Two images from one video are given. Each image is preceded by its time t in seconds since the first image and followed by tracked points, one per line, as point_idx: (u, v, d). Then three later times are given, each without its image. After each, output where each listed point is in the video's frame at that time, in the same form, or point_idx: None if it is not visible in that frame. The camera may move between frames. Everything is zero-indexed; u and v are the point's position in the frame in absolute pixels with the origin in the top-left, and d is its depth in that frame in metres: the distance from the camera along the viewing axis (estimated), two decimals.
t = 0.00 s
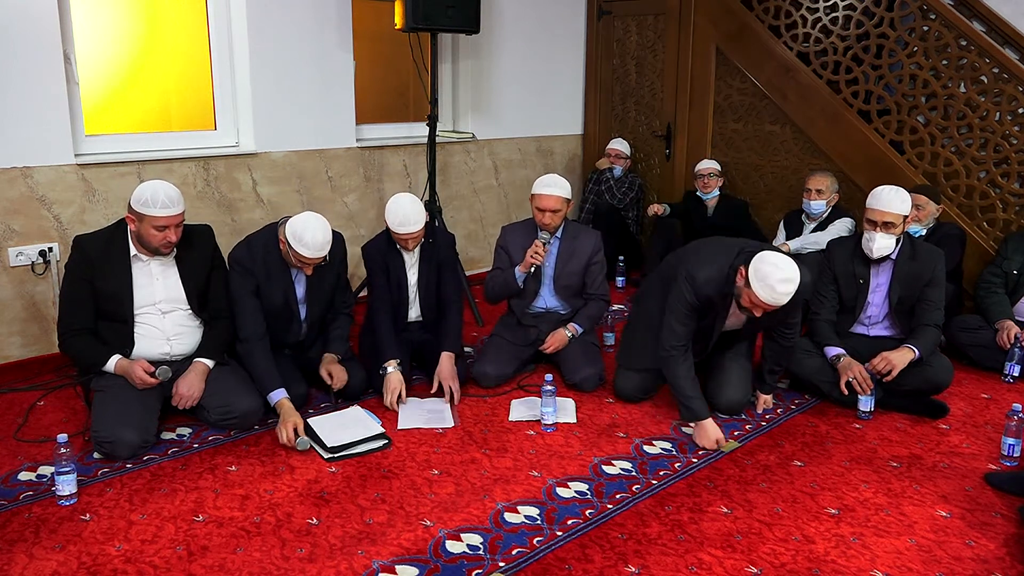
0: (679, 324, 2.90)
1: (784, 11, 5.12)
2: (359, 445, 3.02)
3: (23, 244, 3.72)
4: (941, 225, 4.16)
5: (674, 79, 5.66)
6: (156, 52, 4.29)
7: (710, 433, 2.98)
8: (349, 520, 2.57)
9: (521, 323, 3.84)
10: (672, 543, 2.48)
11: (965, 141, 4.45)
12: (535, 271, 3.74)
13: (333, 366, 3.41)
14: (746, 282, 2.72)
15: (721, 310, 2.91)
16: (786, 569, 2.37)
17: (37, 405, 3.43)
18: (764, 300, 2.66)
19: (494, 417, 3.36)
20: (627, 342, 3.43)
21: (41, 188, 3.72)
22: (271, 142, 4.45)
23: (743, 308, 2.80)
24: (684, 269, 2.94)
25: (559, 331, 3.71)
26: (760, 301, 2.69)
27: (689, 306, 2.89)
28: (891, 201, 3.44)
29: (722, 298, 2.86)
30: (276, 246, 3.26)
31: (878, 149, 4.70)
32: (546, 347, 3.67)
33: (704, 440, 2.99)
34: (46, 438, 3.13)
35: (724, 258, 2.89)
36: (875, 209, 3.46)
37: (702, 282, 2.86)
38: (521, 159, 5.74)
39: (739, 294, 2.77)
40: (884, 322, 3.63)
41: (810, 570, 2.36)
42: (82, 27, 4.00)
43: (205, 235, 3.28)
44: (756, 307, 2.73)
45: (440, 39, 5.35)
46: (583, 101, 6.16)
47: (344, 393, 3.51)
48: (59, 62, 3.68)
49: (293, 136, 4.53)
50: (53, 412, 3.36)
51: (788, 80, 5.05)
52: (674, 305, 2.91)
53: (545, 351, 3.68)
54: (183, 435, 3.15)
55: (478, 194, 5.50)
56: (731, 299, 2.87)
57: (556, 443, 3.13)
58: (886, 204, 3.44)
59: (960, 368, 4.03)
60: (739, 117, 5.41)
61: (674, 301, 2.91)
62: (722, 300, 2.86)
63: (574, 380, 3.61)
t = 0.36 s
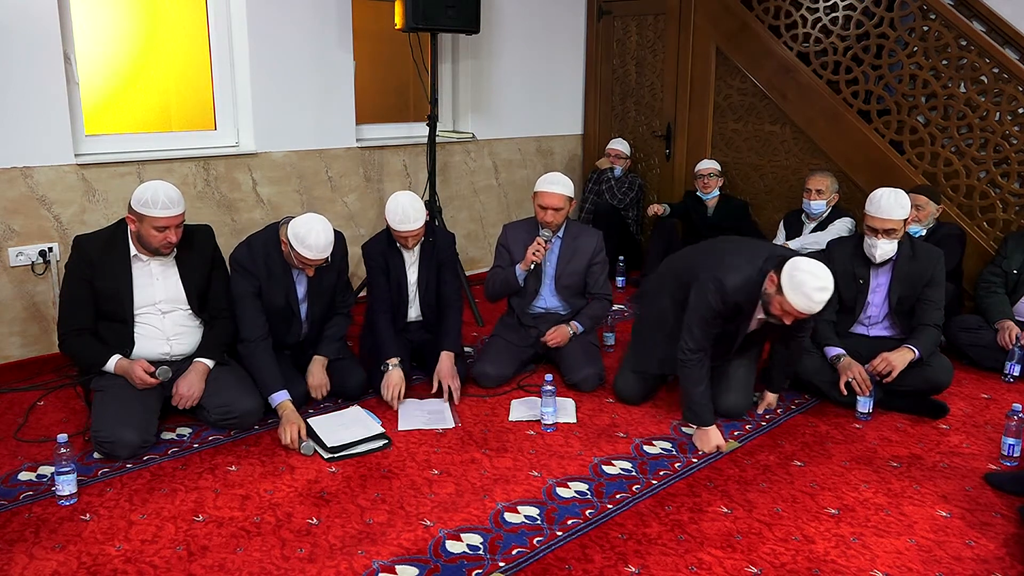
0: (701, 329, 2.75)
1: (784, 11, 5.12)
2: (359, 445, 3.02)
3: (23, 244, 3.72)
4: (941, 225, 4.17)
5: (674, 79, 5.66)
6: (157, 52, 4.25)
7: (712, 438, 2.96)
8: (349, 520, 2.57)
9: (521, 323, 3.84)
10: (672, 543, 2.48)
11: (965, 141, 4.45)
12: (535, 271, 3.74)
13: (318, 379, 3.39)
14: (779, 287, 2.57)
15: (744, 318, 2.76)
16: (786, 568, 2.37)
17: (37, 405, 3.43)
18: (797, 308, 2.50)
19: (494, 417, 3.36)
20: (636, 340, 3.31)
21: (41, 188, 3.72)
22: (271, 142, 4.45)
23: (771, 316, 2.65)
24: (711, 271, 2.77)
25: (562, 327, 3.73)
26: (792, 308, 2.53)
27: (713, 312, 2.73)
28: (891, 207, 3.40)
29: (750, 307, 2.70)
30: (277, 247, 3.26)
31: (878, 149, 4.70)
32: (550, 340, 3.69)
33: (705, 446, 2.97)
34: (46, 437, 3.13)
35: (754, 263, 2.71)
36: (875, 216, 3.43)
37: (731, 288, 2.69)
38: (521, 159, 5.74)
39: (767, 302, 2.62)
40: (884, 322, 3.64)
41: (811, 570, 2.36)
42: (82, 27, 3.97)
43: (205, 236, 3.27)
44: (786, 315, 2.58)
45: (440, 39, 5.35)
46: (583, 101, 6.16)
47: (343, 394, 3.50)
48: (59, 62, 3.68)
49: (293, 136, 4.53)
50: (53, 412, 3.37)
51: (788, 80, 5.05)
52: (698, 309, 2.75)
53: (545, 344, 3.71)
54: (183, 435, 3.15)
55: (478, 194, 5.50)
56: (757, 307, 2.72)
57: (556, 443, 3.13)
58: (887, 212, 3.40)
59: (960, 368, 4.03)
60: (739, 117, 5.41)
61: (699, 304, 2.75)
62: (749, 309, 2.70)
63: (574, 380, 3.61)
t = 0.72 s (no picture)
0: (732, 332, 2.74)
1: (784, 11, 5.12)
2: (360, 445, 3.02)
3: (23, 244, 3.72)
4: (941, 225, 4.17)
5: (674, 79, 5.66)
6: (156, 52, 4.25)
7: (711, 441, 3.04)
8: (349, 520, 2.57)
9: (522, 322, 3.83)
10: (672, 543, 2.48)
11: (965, 141, 4.45)
12: (536, 271, 3.74)
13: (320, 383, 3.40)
14: (828, 297, 2.55)
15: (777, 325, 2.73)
16: (786, 568, 2.37)
17: (37, 405, 3.43)
18: (848, 317, 2.52)
19: (494, 417, 3.36)
20: (651, 333, 3.27)
21: (41, 188, 3.72)
22: (271, 142, 4.45)
23: (814, 323, 2.63)
24: (754, 275, 2.72)
25: (570, 314, 3.71)
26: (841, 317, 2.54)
27: (747, 316, 2.71)
28: (894, 207, 3.39)
29: (790, 317, 2.65)
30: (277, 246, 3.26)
31: (879, 149, 4.70)
32: (558, 323, 3.67)
33: (701, 447, 3.07)
34: (46, 437, 3.13)
35: (801, 273, 2.65)
36: (880, 216, 3.42)
37: (771, 296, 2.65)
38: (521, 159, 5.74)
39: (811, 311, 2.59)
40: (884, 322, 3.64)
41: (811, 570, 2.36)
42: (82, 27, 3.97)
43: (205, 236, 3.27)
44: (833, 323, 2.58)
45: (440, 39, 5.35)
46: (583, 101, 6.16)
47: (343, 393, 3.50)
48: (59, 62, 3.68)
49: (293, 136, 4.53)
50: (53, 412, 3.37)
51: (788, 80, 5.05)
52: (732, 311, 2.73)
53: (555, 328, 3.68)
54: (183, 435, 3.15)
55: (478, 195, 5.50)
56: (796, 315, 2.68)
57: (556, 443, 3.13)
58: (891, 212, 3.39)
59: (960, 368, 4.04)
60: (739, 117, 5.41)
61: (734, 306, 2.73)
62: (786, 319, 2.66)
63: (574, 380, 3.61)
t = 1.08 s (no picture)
0: (756, 321, 2.77)
1: (784, 11, 5.12)
2: (360, 445, 3.02)
3: (23, 244, 3.72)
4: (941, 225, 4.16)
5: (674, 79, 5.66)
6: (156, 53, 4.25)
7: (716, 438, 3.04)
8: (349, 521, 2.57)
9: (522, 322, 3.83)
10: (672, 543, 2.48)
11: (965, 141, 4.45)
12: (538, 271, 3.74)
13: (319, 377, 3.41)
14: (849, 292, 2.64)
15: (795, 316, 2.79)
16: (786, 568, 2.37)
17: (36, 405, 3.43)
18: (867, 313, 2.60)
19: (494, 417, 3.36)
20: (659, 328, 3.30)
21: (41, 188, 3.72)
22: (271, 142, 4.45)
23: (830, 317, 2.73)
24: (776, 266, 2.77)
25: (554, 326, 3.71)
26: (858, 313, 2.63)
27: (772, 307, 2.75)
28: (894, 205, 3.40)
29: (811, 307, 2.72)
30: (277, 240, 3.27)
31: (878, 149, 4.69)
32: (545, 339, 3.68)
33: (703, 446, 3.06)
34: (46, 437, 3.13)
35: (825, 265, 2.71)
36: (879, 214, 3.43)
37: (796, 286, 2.70)
38: (521, 159, 5.74)
39: (830, 301, 2.68)
40: (884, 322, 3.64)
41: (811, 570, 2.36)
42: (82, 27, 3.96)
43: (205, 236, 3.27)
44: (851, 317, 2.67)
45: (440, 39, 5.35)
46: (583, 101, 6.16)
47: (343, 393, 3.50)
48: (59, 62, 3.68)
49: (293, 136, 4.53)
50: (54, 412, 3.37)
51: (788, 80, 5.05)
52: (757, 300, 2.76)
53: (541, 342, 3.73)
54: (183, 435, 3.15)
55: (478, 195, 5.50)
56: (813, 308, 2.76)
57: (556, 443, 3.13)
58: (890, 210, 3.40)
59: (960, 368, 4.04)
60: (739, 117, 5.41)
61: (759, 295, 2.76)
62: (806, 309, 2.73)
63: (574, 380, 3.61)
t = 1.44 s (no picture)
0: (765, 311, 2.77)
1: (784, 11, 5.12)
2: (360, 445, 3.02)
3: (24, 244, 3.72)
4: (940, 225, 4.16)
5: (674, 79, 5.66)
6: (157, 52, 4.25)
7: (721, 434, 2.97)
8: (349, 521, 2.57)
9: (523, 322, 3.84)
10: (672, 543, 2.48)
11: (965, 141, 4.45)
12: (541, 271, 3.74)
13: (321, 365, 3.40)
14: (858, 271, 2.64)
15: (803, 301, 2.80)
16: (786, 568, 2.37)
17: (37, 405, 3.43)
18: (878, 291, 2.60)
19: (494, 417, 3.36)
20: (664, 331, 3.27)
21: (41, 188, 3.72)
22: (271, 142, 4.45)
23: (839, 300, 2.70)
24: (782, 254, 2.78)
25: (553, 333, 3.69)
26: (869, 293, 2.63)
27: (780, 295, 2.76)
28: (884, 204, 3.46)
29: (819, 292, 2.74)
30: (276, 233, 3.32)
31: (879, 149, 4.69)
32: (544, 348, 3.66)
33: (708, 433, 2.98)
34: (46, 438, 3.13)
35: (829, 250, 2.73)
36: (868, 204, 3.53)
37: (805, 272, 2.71)
38: (521, 159, 5.74)
39: (839, 283, 2.67)
40: (884, 322, 3.64)
41: (811, 570, 2.36)
42: (82, 27, 3.96)
43: (205, 236, 3.27)
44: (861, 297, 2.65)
45: (440, 39, 5.35)
46: (584, 101, 6.16)
47: (343, 393, 3.50)
48: (59, 62, 3.69)
49: (293, 136, 4.53)
50: (54, 412, 3.37)
51: (789, 80, 5.05)
52: (766, 289, 2.76)
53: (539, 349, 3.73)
54: (183, 435, 3.15)
55: (478, 194, 5.50)
56: (821, 292, 2.77)
57: (556, 443, 3.13)
58: (879, 203, 3.48)
59: (960, 368, 4.04)
60: (740, 117, 5.41)
61: (767, 285, 2.76)
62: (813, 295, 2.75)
63: (573, 380, 3.61)
